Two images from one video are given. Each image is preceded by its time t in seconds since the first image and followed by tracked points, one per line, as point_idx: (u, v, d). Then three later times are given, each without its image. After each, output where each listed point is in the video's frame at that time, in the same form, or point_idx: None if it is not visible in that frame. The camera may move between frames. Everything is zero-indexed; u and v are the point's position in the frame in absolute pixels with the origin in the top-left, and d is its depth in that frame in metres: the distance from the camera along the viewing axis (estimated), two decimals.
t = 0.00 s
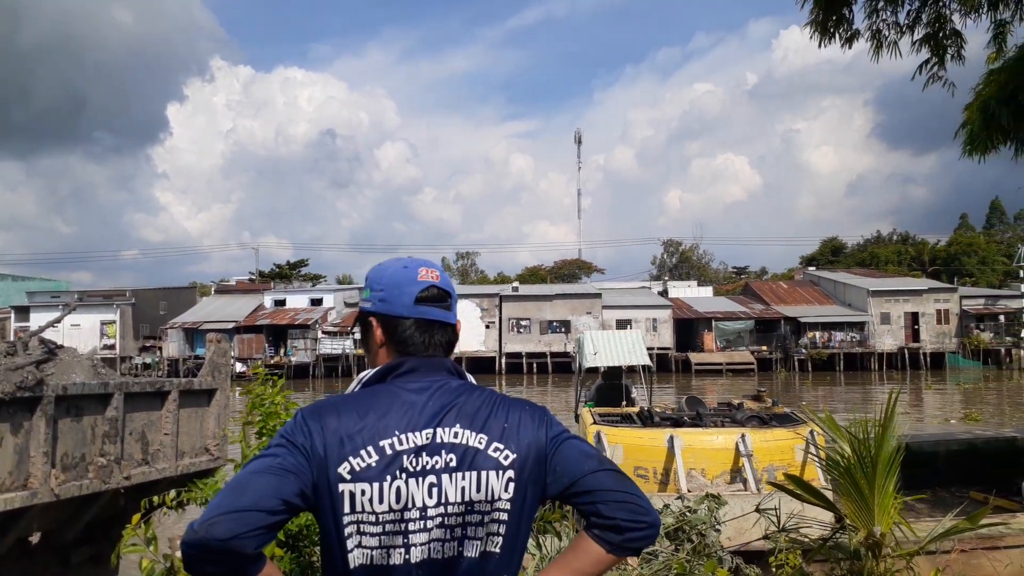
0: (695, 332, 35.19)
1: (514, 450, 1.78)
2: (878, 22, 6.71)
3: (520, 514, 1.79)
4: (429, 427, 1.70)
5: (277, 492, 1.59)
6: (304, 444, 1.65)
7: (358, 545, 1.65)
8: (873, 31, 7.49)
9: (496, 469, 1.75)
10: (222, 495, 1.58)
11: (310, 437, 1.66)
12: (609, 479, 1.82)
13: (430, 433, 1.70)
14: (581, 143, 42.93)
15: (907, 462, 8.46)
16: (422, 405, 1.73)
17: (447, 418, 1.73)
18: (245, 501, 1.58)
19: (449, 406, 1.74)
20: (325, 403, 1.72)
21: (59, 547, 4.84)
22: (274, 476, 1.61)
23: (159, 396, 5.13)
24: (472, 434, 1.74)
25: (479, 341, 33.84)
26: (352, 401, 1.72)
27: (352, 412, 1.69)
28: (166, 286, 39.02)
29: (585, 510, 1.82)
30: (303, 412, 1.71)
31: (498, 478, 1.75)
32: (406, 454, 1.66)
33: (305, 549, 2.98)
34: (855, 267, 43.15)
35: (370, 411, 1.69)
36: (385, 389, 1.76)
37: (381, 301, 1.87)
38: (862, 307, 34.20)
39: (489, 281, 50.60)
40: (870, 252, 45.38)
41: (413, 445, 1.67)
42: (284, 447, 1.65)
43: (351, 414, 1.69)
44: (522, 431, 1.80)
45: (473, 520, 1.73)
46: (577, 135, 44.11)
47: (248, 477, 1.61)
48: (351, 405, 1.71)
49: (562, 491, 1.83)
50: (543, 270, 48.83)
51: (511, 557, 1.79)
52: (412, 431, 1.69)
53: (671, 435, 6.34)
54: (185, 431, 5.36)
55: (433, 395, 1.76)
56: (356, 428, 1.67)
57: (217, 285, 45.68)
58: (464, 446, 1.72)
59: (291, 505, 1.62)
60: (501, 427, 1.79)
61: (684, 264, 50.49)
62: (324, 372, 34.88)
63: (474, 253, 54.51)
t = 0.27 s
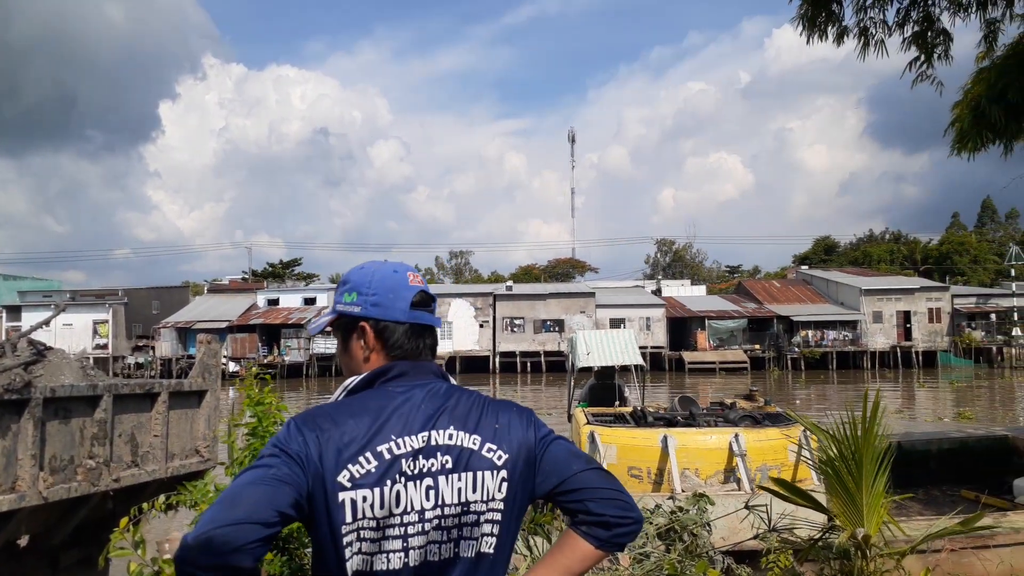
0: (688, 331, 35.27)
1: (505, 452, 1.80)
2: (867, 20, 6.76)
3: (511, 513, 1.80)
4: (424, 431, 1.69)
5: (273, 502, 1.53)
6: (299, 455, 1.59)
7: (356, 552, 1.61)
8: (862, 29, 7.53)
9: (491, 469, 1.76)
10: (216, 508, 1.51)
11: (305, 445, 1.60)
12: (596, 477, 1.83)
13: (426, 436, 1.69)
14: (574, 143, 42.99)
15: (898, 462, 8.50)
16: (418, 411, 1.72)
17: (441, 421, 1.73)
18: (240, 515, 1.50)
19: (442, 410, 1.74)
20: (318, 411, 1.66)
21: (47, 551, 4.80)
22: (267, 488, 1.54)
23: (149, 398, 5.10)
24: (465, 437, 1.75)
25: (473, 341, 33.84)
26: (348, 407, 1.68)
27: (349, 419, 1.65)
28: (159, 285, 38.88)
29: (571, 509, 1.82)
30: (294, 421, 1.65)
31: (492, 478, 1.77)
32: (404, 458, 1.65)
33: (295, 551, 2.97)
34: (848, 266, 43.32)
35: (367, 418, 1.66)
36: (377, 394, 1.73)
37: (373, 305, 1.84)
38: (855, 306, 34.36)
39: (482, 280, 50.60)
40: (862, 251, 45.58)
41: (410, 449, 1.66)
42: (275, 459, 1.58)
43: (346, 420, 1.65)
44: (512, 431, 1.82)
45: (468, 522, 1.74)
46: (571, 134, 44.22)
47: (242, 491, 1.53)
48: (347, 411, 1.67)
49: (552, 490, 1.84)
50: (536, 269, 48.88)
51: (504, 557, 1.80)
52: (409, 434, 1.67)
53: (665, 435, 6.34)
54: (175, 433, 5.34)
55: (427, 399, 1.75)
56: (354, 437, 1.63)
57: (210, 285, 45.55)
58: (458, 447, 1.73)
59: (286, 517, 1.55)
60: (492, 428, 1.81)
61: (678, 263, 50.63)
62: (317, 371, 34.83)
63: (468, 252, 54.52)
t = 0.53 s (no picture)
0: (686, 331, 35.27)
1: (493, 464, 1.75)
2: (861, 20, 6.75)
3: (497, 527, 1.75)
4: (414, 445, 1.64)
5: (265, 526, 1.43)
6: (291, 476, 1.51)
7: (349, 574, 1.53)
8: (856, 29, 7.53)
9: (480, 482, 1.72)
10: (206, 534, 1.41)
11: (296, 463, 1.53)
12: (581, 489, 1.80)
13: (415, 450, 1.64)
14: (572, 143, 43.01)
15: (895, 463, 8.47)
16: (407, 425, 1.66)
17: (430, 435, 1.68)
18: (233, 540, 1.40)
19: (431, 423, 1.69)
20: (305, 428, 1.59)
21: (36, 558, 4.77)
22: (259, 511, 1.44)
23: (139, 404, 5.08)
24: (455, 449, 1.70)
25: (471, 341, 33.81)
26: (337, 422, 1.62)
27: (338, 435, 1.59)
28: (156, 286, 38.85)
29: (555, 520, 1.78)
30: (282, 441, 1.57)
31: (482, 490, 1.72)
32: (394, 474, 1.59)
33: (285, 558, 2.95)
34: (846, 266, 43.34)
35: (355, 433, 1.60)
36: (363, 409, 1.68)
37: (355, 319, 1.81)
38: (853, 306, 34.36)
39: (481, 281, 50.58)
40: (860, 251, 45.60)
41: (400, 465, 1.61)
42: (265, 480, 1.50)
43: (335, 436, 1.59)
44: (499, 443, 1.77)
45: (458, 537, 1.69)
46: (570, 135, 44.24)
47: (231, 514, 1.44)
48: (334, 426, 1.61)
49: (538, 502, 1.80)
50: (535, 270, 48.87)
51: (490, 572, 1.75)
52: (399, 450, 1.62)
53: (661, 438, 6.31)
54: (166, 439, 5.31)
55: (414, 414, 1.69)
56: (345, 454, 1.56)
57: (208, 285, 45.52)
58: (448, 461, 1.68)
59: (278, 540, 1.46)
60: (480, 440, 1.76)
61: (676, 263, 50.65)
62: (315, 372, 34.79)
63: (466, 252, 54.49)
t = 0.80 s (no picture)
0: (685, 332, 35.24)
1: (484, 481, 1.68)
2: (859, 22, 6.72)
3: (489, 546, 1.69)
4: (402, 465, 1.58)
5: (251, 555, 1.39)
6: (277, 504, 1.45)
7: None
8: (854, 31, 7.50)
9: (471, 502, 1.65)
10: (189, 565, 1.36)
11: (279, 489, 1.47)
12: (571, 507, 1.74)
13: (404, 471, 1.57)
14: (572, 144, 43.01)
15: (894, 467, 8.42)
16: (395, 444, 1.59)
17: (419, 454, 1.62)
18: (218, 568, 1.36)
19: (419, 441, 1.62)
20: (290, 450, 1.53)
21: (27, 566, 4.72)
22: (242, 540, 1.39)
23: (132, 410, 5.04)
24: (445, 469, 1.63)
25: (471, 342, 33.77)
26: (322, 444, 1.55)
27: (324, 457, 1.52)
28: (156, 287, 38.85)
29: (546, 539, 1.72)
30: (266, 464, 1.52)
31: (473, 510, 1.65)
32: (382, 497, 1.53)
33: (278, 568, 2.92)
34: (846, 267, 43.32)
35: (341, 455, 1.53)
36: (348, 426, 1.62)
37: (334, 335, 1.79)
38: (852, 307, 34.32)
39: (481, 282, 50.57)
40: (860, 253, 45.58)
41: (390, 486, 1.54)
42: (250, 507, 1.45)
43: (321, 457, 1.52)
44: (491, 459, 1.71)
45: (449, 558, 1.63)
46: (570, 135, 44.22)
47: (215, 545, 1.39)
48: (319, 447, 1.54)
49: (529, 520, 1.73)
50: (535, 271, 48.89)
51: None
52: (388, 470, 1.55)
53: (660, 441, 6.25)
54: (159, 446, 5.28)
55: (402, 431, 1.63)
56: (331, 478, 1.50)
57: (208, 286, 45.51)
58: (438, 480, 1.61)
59: (263, 569, 1.41)
60: (471, 456, 1.68)
61: (676, 265, 50.67)
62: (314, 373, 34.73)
63: (466, 253, 54.49)
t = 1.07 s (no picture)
0: (682, 333, 35.24)
1: (476, 498, 1.66)
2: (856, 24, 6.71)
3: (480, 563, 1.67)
4: (392, 482, 1.55)
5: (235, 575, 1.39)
6: (260, 522, 1.46)
7: None
8: (851, 33, 7.50)
9: (461, 519, 1.63)
10: None
11: (265, 507, 1.47)
12: (564, 525, 1.72)
13: (394, 489, 1.55)
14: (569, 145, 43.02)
15: (891, 469, 8.41)
16: (385, 461, 1.57)
17: (408, 470, 1.59)
18: None
19: (409, 456, 1.60)
20: (277, 466, 1.52)
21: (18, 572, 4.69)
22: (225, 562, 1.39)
23: (126, 416, 5.02)
24: (436, 486, 1.61)
25: (468, 343, 33.75)
26: (309, 460, 1.54)
27: (311, 473, 1.51)
28: (153, 287, 38.78)
29: (539, 556, 1.71)
30: (253, 481, 1.52)
31: (464, 528, 1.63)
32: (372, 515, 1.52)
33: None
34: (843, 268, 43.39)
35: (328, 472, 1.52)
36: (336, 442, 1.60)
37: (320, 348, 1.78)
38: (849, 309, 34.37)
39: (478, 282, 50.54)
40: (857, 254, 45.65)
41: (378, 504, 1.53)
42: (235, 525, 1.46)
43: (308, 473, 1.51)
44: (483, 474, 1.69)
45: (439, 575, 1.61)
46: (567, 136, 44.21)
47: (199, 565, 1.40)
48: (305, 464, 1.53)
49: (522, 536, 1.72)
50: (532, 272, 48.90)
51: None
52: (377, 488, 1.53)
53: (657, 443, 6.24)
54: (153, 451, 5.25)
55: (392, 446, 1.61)
56: (318, 496, 1.48)
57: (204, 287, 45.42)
58: (429, 497, 1.59)
59: None
60: (463, 472, 1.66)
61: (673, 265, 50.72)
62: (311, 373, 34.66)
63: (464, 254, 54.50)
